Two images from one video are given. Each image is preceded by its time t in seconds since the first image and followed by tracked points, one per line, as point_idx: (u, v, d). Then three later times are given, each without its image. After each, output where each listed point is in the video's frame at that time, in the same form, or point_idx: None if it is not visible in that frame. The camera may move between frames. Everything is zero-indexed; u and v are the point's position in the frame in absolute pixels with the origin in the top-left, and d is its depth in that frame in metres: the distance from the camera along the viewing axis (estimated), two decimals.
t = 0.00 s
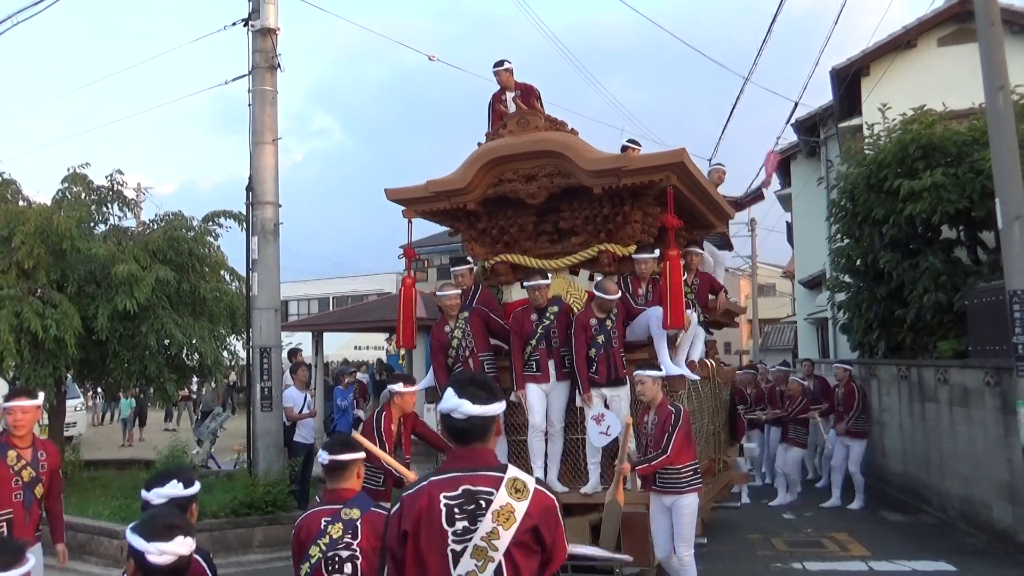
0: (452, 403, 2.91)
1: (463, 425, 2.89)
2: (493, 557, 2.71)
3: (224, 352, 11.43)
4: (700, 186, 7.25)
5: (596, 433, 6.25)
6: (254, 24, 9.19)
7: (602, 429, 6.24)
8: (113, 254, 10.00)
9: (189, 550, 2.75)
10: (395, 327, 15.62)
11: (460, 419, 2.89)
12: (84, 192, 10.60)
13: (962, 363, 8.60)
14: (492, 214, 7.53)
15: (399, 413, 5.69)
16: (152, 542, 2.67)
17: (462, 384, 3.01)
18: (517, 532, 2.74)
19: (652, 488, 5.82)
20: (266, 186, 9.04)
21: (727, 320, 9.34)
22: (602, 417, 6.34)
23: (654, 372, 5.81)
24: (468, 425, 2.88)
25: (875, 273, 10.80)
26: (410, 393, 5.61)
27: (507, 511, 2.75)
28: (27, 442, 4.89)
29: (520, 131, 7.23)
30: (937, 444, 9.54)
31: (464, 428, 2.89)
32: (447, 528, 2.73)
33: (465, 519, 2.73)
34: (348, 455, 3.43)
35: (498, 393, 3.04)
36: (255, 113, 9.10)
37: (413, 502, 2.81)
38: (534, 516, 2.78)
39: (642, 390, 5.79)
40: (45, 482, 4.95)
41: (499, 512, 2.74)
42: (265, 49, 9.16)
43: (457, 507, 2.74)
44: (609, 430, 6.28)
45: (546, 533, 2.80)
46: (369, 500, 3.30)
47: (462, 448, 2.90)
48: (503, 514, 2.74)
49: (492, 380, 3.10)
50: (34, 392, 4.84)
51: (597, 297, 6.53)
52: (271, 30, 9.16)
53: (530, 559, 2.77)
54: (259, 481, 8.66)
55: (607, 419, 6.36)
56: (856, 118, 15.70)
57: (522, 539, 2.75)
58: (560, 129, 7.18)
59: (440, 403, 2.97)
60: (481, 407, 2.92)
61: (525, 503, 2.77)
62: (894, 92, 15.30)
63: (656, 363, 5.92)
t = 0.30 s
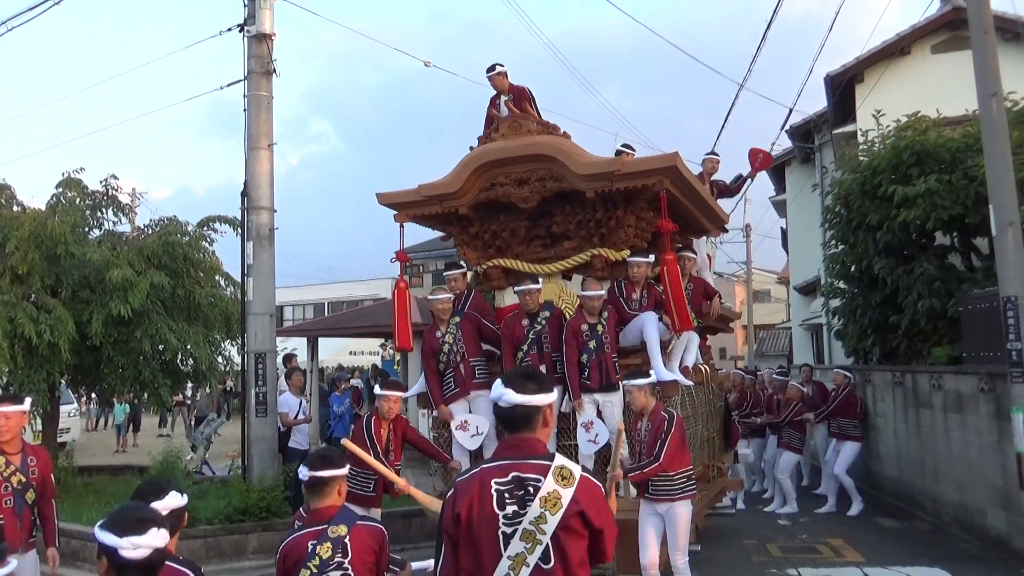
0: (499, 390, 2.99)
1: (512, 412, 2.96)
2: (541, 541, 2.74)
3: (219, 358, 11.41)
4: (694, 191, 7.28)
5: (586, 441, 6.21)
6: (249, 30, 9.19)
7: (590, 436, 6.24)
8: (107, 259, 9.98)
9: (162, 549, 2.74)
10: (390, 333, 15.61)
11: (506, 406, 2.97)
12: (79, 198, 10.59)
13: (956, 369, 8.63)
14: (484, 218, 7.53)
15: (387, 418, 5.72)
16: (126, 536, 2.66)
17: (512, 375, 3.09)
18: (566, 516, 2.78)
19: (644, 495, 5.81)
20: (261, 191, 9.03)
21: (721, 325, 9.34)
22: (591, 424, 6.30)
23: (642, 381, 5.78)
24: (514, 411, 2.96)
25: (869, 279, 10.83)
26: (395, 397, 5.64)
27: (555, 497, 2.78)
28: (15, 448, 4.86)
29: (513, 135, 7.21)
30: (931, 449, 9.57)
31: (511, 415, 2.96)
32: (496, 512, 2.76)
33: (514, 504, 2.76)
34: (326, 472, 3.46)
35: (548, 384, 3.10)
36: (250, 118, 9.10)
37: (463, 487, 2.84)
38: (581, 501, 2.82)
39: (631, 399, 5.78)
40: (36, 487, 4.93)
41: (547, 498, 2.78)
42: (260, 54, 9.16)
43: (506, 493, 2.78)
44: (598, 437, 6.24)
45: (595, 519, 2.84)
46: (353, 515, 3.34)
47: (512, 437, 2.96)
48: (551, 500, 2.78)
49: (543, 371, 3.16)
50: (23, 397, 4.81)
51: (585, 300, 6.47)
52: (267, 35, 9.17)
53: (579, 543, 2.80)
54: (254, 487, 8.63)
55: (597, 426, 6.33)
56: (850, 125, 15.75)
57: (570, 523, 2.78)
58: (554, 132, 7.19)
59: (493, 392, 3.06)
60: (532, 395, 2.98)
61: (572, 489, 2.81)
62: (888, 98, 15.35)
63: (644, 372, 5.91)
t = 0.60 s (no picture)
0: (533, 387, 3.13)
1: (543, 409, 3.10)
2: (561, 533, 2.94)
3: (214, 360, 11.39)
4: (691, 196, 7.29)
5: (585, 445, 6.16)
6: (248, 32, 9.20)
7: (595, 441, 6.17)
8: (103, 260, 9.95)
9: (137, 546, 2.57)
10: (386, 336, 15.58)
11: (540, 402, 3.10)
12: (75, 199, 10.56)
13: (951, 376, 8.65)
14: (480, 221, 7.53)
15: (381, 422, 5.70)
16: (94, 532, 2.55)
17: (540, 373, 3.23)
18: (586, 510, 2.97)
19: (640, 502, 5.77)
20: (258, 193, 9.02)
21: (717, 330, 9.34)
22: (590, 429, 6.23)
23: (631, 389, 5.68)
24: (547, 407, 3.10)
25: (865, 285, 10.85)
26: (388, 400, 5.62)
27: (577, 492, 2.97)
28: (14, 449, 4.85)
29: (510, 138, 7.21)
30: (926, 456, 9.59)
31: (543, 410, 3.10)
32: (521, 503, 2.96)
33: (539, 497, 2.96)
34: (355, 490, 3.33)
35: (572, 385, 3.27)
36: (248, 120, 9.09)
37: (490, 478, 3.03)
38: (602, 496, 3.01)
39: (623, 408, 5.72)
40: (33, 487, 4.91)
41: (569, 493, 2.97)
42: (258, 57, 9.16)
43: (532, 485, 2.98)
44: (598, 442, 6.18)
45: (613, 514, 3.04)
46: (388, 536, 3.27)
47: (537, 432, 3.12)
48: (573, 495, 2.97)
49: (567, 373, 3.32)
50: (21, 398, 4.79)
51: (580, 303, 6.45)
52: (265, 38, 9.17)
53: (597, 536, 3.00)
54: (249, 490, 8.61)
55: (596, 430, 6.25)
56: (847, 131, 15.79)
57: (591, 518, 2.98)
58: (550, 135, 7.19)
59: (521, 390, 3.18)
60: (559, 392, 3.14)
61: (593, 486, 3.00)
62: (885, 105, 15.39)
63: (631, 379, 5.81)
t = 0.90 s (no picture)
0: (552, 395, 3.28)
1: (562, 415, 3.27)
2: (566, 534, 3.08)
3: (210, 361, 11.36)
4: (687, 199, 7.29)
5: (582, 447, 6.12)
6: (246, 33, 9.19)
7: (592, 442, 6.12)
8: (99, 260, 9.93)
9: (198, 496, 2.87)
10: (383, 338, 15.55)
11: (559, 408, 3.27)
12: (72, 199, 10.54)
13: (948, 381, 8.66)
14: (475, 221, 7.52)
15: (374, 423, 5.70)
16: (164, 484, 2.89)
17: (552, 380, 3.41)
18: (589, 514, 3.13)
19: (636, 506, 5.77)
20: (256, 194, 9.01)
21: (715, 333, 9.34)
22: (587, 431, 6.18)
23: (631, 391, 5.73)
24: (565, 412, 3.29)
25: (862, 290, 10.87)
26: (383, 402, 5.61)
27: (579, 496, 3.13)
28: (11, 449, 4.84)
29: (505, 138, 7.18)
30: (922, 461, 9.60)
31: (562, 416, 3.28)
32: (528, 507, 3.07)
33: (543, 501, 3.09)
34: (347, 491, 3.24)
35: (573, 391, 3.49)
36: (246, 121, 9.07)
37: (497, 482, 3.12)
38: (602, 501, 3.19)
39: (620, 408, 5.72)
40: (29, 486, 4.90)
41: (572, 497, 3.12)
42: (257, 57, 9.14)
43: (537, 490, 3.10)
44: (595, 443, 6.14)
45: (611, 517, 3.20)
46: (377, 537, 3.26)
47: (544, 437, 3.27)
48: (576, 499, 3.12)
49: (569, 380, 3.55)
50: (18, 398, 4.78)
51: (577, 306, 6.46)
52: (264, 39, 9.15)
53: (597, 537, 3.16)
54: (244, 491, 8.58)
55: (592, 432, 6.21)
56: (844, 136, 15.82)
57: (593, 520, 3.15)
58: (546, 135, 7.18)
59: (538, 398, 3.29)
60: (571, 398, 3.32)
61: (595, 490, 3.16)
62: (882, 110, 15.43)
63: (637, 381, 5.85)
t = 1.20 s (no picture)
0: (551, 390, 3.38)
1: (560, 410, 3.39)
2: (566, 523, 3.21)
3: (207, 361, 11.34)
4: (683, 198, 7.25)
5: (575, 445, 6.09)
6: (244, 32, 9.17)
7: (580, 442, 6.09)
8: (96, 260, 9.91)
9: (313, 459, 3.09)
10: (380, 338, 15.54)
11: (558, 403, 3.38)
12: (68, 198, 10.51)
13: (945, 383, 8.66)
14: (469, 221, 7.50)
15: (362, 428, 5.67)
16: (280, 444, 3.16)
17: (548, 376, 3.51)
18: (587, 503, 3.27)
19: (631, 509, 5.76)
20: (253, 194, 8.99)
21: (713, 334, 9.35)
22: (580, 430, 6.20)
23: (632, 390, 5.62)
24: (563, 407, 3.41)
25: (859, 291, 10.88)
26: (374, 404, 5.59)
27: (578, 486, 3.26)
28: (5, 448, 4.82)
29: (499, 138, 7.13)
30: (919, 463, 9.61)
31: (561, 410, 3.40)
32: (527, 498, 3.19)
33: (543, 491, 3.21)
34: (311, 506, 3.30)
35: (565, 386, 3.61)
36: (243, 121, 9.06)
37: (497, 475, 3.24)
38: (599, 490, 3.32)
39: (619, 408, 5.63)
40: (24, 485, 4.88)
41: (570, 487, 3.24)
42: (255, 57, 9.12)
43: (536, 481, 3.22)
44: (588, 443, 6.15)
45: (607, 506, 3.35)
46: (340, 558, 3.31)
47: (540, 431, 3.38)
48: (575, 489, 3.25)
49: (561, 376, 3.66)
50: (13, 397, 4.75)
51: (573, 306, 6.47)
52: (261, 38, 9.13)
53: (594, 526, 3.30)
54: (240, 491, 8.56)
55: (585, 431, 6.22)
56: (842, 138, 15.84)
57: (591, 509, 3.28)
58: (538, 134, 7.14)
59: (535, 394, 3.39)
60: (568, 393, 3.44)
61: (592, 479, 3.30)
62: (879, 112, 15.46)
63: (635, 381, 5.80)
